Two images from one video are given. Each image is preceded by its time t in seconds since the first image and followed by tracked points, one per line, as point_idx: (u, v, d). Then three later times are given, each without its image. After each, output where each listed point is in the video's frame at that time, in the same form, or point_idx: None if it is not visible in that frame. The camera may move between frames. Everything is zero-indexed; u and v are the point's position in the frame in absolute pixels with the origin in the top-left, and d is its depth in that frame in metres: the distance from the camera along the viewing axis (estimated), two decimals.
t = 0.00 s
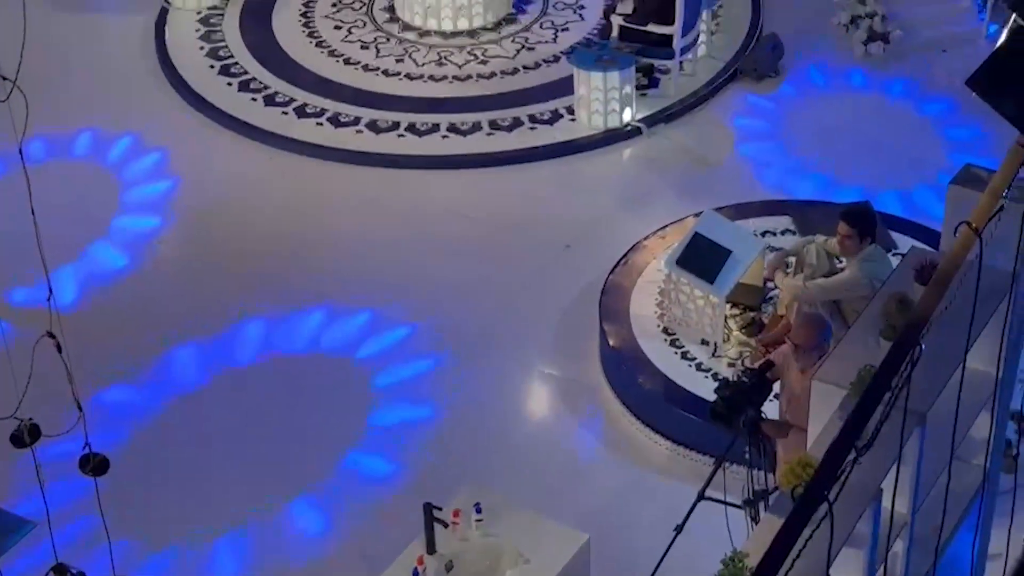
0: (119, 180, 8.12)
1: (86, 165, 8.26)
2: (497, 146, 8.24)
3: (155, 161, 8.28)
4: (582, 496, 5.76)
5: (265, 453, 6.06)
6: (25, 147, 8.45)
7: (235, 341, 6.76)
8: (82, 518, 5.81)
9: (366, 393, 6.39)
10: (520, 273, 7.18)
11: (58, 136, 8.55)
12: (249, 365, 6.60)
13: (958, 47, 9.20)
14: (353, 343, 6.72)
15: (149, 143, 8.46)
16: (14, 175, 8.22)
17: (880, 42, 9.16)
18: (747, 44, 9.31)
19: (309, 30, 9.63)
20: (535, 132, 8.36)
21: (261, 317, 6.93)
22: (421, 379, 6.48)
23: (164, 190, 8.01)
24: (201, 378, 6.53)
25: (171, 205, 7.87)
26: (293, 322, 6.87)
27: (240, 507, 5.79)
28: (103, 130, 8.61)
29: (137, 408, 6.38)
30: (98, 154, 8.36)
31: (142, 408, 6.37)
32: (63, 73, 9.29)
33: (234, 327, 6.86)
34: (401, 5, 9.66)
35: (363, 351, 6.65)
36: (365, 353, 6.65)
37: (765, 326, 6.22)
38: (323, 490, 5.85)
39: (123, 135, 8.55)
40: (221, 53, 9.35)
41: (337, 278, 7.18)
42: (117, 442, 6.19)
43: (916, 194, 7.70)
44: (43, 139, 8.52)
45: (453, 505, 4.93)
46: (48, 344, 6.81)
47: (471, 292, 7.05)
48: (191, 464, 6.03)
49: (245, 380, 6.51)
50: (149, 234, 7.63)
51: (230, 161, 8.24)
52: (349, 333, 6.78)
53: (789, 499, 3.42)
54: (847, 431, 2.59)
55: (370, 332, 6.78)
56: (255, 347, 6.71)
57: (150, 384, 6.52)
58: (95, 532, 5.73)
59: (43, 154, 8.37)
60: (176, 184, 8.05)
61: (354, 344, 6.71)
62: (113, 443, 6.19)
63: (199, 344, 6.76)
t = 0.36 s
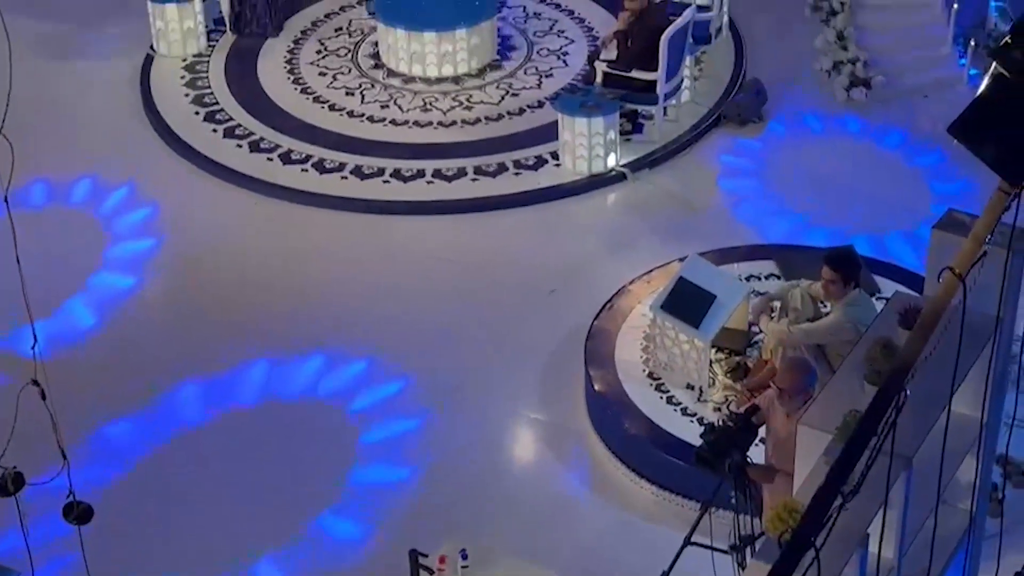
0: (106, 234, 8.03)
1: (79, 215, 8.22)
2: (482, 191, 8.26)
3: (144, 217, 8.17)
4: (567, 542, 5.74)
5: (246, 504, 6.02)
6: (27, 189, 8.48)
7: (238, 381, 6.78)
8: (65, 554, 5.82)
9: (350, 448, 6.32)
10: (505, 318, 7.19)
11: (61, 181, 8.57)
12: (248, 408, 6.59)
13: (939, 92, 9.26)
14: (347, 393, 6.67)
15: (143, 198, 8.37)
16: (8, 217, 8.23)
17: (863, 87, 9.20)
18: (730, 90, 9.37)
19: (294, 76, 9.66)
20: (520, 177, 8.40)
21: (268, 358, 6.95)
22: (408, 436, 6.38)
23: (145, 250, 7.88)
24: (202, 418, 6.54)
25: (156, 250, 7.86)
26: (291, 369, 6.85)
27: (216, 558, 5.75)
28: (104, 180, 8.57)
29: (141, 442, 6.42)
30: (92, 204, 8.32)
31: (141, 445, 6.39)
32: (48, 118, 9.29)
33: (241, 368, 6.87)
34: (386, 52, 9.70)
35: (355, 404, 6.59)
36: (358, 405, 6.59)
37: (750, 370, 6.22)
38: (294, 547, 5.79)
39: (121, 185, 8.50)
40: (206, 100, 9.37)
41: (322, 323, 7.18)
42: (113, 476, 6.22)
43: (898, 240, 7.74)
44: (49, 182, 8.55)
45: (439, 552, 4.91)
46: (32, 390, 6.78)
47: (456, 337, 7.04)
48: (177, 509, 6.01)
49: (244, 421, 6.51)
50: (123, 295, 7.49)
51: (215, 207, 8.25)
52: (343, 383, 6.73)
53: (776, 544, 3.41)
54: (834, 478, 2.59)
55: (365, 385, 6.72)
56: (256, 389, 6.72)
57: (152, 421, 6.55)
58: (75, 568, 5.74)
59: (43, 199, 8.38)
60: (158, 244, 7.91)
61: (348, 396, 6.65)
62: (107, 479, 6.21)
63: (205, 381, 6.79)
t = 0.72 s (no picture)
0: (95, 286, 7.94)
1: (75, 262, 8.17)
2: (471, 234, 8.28)
3: (135, 270, 8.07)
4: None
5: (233, 548, 5.98)
6: (32, 229, 8.51)
7: (244, 418, 6.80)
8: None
9: (338, 502, 6.23)
10: (495, 360, 7.18)
11: (69, 222, 8.58)
12: (252, 446, 6.59)
13: (927, 135, 9.31)
14: (346, 441, 6.62)
15: (139, 250, 8.27)
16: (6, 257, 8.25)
17: (850, 129, 9.25)
18: (718, 132, 9.42)
19: (284, 119, 9.69)
20: (509, 219, 8.42)
21: (277, 397, 6.95)
22: (397, 493, 6.28)
23: (129, 306, 7.74)
24: (207, 454, 6.56)
25: (146, 293, 7.85)
26: (294, 412, 6.83)
27: None
28: (107, 227, 8.51)
29: (150, 473, 6.45)
30: (89, 251, 8.27)
31: (147, 478, 6.42)
32: (39, 162, 9.30)
33: (248, 406, 6.88)
34: (375, 95, 9.73)
35: (351, 455, 6.53)
36: (354, 456, 6.52)
37: (740, 412, 6.22)
38: None
39: (120, 234, 8.43)
40: (196, 143, 9.38)
41: (312, 366, 7.17)
42: (117, 507, 6.25)
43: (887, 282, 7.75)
44: (58, 222, 8.57)
45: None
46: (21, 434, 6.73)
47: (447, 379, 7.04)
48: (171, 546, 6.00)
49: (246, 460, 6.51)
50: (100, 352, 7.36)
51: (205, 249, 8.25)
52: (342, 431, 6.69)
53: None
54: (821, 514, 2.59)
55: (364, 434, 6.65)
56: (261, 429, 6.72)
57: (161, 454, 6.57)
58: None
59: (47, 240, 8.38)
60: (143, 302, 7.77)
61: (345, 446, 6.58)
62: (108, 511, 6.24)
63: (215, 416, 6.82)
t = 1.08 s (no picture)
0: (85, 333, 7.84)
1: (73, 304, 8.12)
2: (463, 270, 8.28)
3: (127, 319, 7.94)
4: None
5: None
6: (41, 265, 8.52)
7: (253, 451, 6.80)
8: None
9: (326, 550, 6.14)
10: (488, 396, 7.18)
11: (71, 259, 8.57)
12: (258, 481, 6.58)
13: (917, 172, 9.35)
14: (345, 484, 6.56)
15: (136, 296, 8.17)
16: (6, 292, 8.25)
17: (841, 166, 9.28)
18: (710, 169, 9.44)
19: (276, 156, 9.71)
20: (501, 256, 8.43)
21: (285, 432, 6.94)
22: (385, 546, 6.16)
23: (113, 356, 7.61)
24: (216, 486, 6.56)
25: (139, 329, 7.84)
26: (299, 449, 6.81)
27: None
28: (112, 270, 8.45)
29: (161, 500, 6.48)
30: (89, 292, 8.22)
31: (157, 506, 6.44)
32: (32, 198, 9.31)
33: (256, 439, 6.88)
34: (368, 133, 9.76)
35: (346, 501, 6.45)
36: (350, 502, 6.44)
37: (732, 448, 6.21)
38: None
39: (121, 277, 8.36)
40: (188, 181, 9.40)
41: (304, 403, 7.16)
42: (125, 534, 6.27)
43: (880, 319, 7.76)
44: (68, 260, 8.57)
45: None
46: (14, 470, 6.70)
47: (440, 416, 7.02)
48: None
49: (249, 495, 6.49)
50: (80, 402, 7.23)
51: (197, 285, 8.24)
52: (343, 473, 6.63)
53: None
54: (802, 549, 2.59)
55: (363, 479, 6.59)
56: (268, 463, 6.71)
57: (172, 483, 6.59)
58: None
59: (52, 278, 8.39)
60: (128, 353, 7.63)
61: (342, 492, 6.50)
62: (112, 539, 6.25)
63: (228, 447, 6.83)
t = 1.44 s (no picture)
0: (74, 376, 7.73)
1: (71, 342, 8.06)
2: (457, 303, 8.29)
3: (118, 364, 7.82)
4: None
5: None
6: (52, 297, 8.53)
7: (263, 482, 6.80)
8: None
9: None
10: (482, 428, 7.17)
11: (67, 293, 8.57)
12: (264, 514, 6.58)
13: (910, 206, 9.50)
14: (346, 525, 6.50)
15: (131, 339, 8.06)
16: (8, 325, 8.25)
17: (834, 200, 9.33)
18: (703, 202, 9.47)
19: (271, 190, 9.72)
20: (496, 288, 8.44)
21: (296, 465, 6.93)
22: None
23: (95, 404, 7.46)
24: (226, 514, 6.57)
25: (133, 363, 7.82)
26: (307, 483, 6.79)
27: None
28: (116, 310, 8.36)
29: (174, 526, 6.51)
30: (89, 330, 8.17)
31: (170, 531, 6.47)
32: (26, 232, 9.31)
33: (268, 471, 6.88)
34: (362, 166, 9.78)
35: (346, 543, 6.37)
36: (349, 545, 6.37)
37: (727, 481, 6.21)
38: None
39: (122, 318, 8.26)
40: (183, 215, 9.40)
41: (298, 435, 7.15)
42: (136, 557, 6.32)
43: (873, 352, 7.76)
44: (77, 296, 8.52)
45: None
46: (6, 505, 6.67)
47: (434, 448, 7.02)
48: None
49: (254, 528, 6.48)
50: (57, 448, 7.12)
51: (191, 318, 8.24)
52: (345, 513, 6.56)
53: None
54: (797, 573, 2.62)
55: (362, 521, 6.51)
56: (274, 497, 6.69)
57: (186, 508, 6.63)
58: None
59: (60, 311, 8.38)
60: (111, 402, 7.48)
61: (339, 537, 6.42)
62: (118, 564, 6.29)
63: (243, 475, 6.85)
